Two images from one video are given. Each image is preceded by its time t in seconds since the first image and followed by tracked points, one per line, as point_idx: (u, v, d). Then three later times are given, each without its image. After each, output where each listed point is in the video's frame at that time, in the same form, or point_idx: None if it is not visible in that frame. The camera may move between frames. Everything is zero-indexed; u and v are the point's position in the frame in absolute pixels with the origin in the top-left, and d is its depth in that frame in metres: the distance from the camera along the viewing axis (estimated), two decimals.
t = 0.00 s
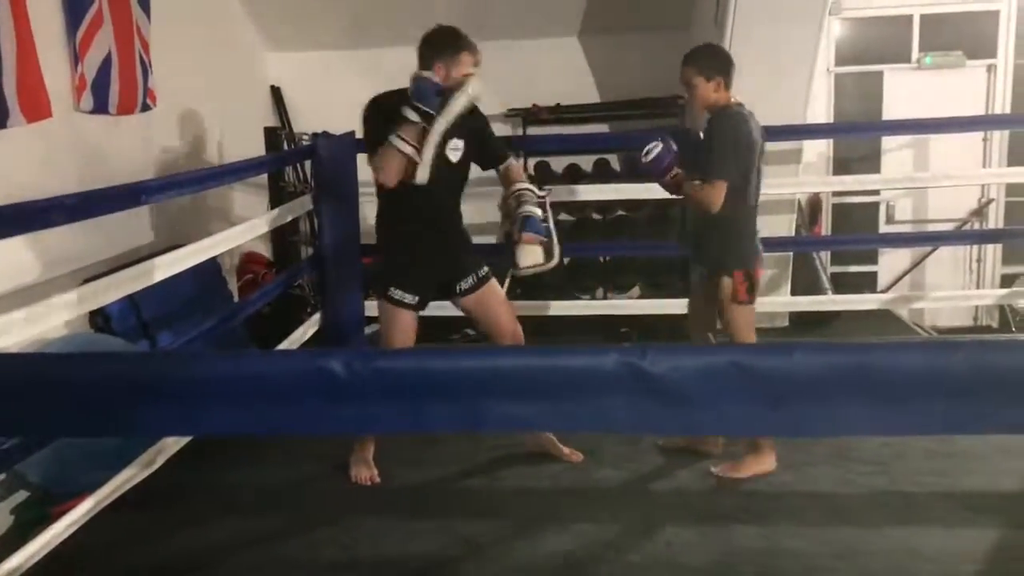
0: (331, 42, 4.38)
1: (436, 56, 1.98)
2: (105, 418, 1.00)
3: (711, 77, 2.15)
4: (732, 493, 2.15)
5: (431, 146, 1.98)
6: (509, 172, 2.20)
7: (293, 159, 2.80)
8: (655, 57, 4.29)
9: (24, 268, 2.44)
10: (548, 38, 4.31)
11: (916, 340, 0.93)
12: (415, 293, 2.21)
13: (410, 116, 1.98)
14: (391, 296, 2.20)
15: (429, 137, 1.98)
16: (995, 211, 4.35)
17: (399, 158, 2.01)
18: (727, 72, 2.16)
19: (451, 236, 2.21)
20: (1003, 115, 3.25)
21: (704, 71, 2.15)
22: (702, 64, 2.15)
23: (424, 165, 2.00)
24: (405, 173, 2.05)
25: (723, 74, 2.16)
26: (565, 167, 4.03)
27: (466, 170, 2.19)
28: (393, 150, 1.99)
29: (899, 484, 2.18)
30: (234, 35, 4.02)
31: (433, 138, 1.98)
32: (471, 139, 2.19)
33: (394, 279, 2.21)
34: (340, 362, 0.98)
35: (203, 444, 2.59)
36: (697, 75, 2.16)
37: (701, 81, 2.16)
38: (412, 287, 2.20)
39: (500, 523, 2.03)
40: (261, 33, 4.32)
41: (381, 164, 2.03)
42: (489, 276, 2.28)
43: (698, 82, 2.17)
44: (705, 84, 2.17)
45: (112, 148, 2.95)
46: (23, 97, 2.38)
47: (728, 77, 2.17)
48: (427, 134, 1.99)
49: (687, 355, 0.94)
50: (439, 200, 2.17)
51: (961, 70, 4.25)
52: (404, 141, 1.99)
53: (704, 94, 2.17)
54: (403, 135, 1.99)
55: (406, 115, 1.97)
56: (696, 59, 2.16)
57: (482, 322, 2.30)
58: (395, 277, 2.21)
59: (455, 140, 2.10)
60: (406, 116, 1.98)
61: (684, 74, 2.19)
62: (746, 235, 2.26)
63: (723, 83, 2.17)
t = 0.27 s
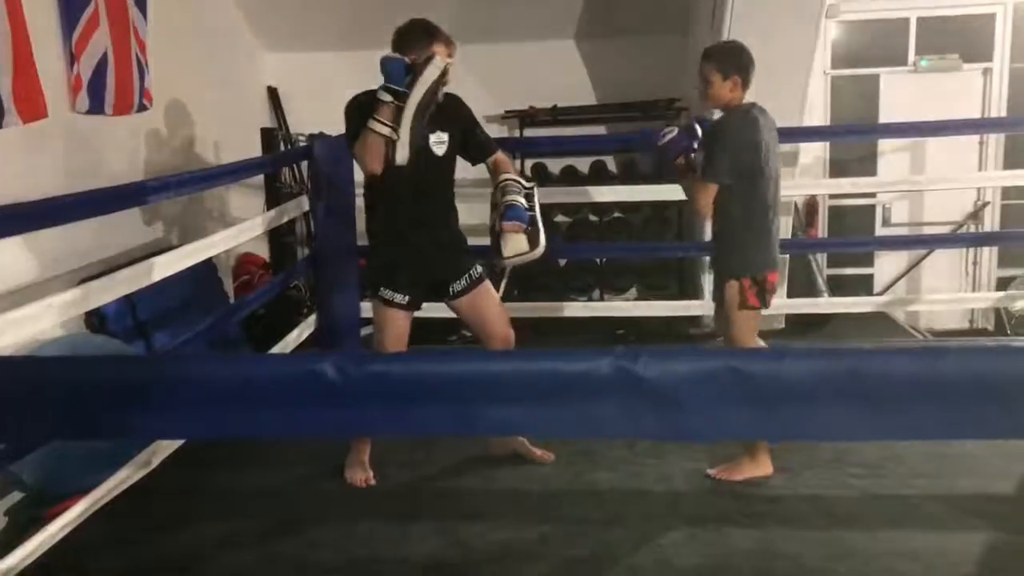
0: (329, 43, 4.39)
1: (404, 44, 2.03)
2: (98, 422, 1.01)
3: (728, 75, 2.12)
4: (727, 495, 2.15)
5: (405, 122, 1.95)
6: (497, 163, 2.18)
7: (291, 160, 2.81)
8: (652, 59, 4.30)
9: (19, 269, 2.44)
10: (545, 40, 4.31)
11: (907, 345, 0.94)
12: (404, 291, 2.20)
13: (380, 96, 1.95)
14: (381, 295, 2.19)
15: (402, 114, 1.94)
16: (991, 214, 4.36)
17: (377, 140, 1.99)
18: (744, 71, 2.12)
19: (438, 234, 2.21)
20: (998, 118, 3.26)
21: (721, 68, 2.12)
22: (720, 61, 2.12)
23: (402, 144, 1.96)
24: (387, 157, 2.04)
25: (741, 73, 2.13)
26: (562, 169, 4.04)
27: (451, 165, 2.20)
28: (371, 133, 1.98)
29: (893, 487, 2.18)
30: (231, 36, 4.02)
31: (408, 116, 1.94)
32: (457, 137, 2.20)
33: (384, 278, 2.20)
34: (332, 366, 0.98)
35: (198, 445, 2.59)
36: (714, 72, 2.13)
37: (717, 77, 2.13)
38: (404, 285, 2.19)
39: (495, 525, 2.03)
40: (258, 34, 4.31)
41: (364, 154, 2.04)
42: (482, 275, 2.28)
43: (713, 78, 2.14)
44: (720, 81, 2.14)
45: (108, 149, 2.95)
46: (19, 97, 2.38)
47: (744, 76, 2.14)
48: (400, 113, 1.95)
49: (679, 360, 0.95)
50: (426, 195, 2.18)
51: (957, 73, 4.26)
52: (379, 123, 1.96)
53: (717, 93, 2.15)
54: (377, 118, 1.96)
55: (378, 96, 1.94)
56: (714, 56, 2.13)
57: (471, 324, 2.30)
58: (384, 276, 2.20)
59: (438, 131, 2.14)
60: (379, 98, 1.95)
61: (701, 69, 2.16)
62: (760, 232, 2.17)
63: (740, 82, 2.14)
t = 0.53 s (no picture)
0: (328, 43, 4.38)
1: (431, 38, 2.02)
2: (94, 423, 1.00)
3: (740, 94, 2.11)
4: (725, 497, 2.15)
5: (446, 101, 1.97)
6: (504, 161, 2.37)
7: (291, 160, 2.81)
8: (651, 59, 4.30)
9: (18, 269, 2.44)
10: (544, 40, 4.31)
11: (903, 349, 0.94)
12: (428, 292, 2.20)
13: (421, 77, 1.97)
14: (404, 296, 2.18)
15: (442, 93, 1.96)
16: (990, 216, 4.36)
17: (419, 121, 2.00)
18: (758, 91, 2.11)
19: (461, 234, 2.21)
20: (997, 120, 3.25)
21: (733, 87, 2.11)
22: (732, 80, 2.10)
23: (443, 122, 1.98)
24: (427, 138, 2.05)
25: (753, 92, 2.12)
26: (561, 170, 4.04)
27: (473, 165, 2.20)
28: (411, 114, 1.99)
29: (892, 489, 2.18)
30: (230, 36, 4.02)
31: (448, 96, 1.96)
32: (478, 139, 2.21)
33: (410, 278, 2.18)
34: (329, 367, 0.98)
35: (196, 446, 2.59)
36: (727, 92, 2.12)
37: (729, 96, 2.12)
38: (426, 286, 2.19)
39: (493, 526, 2.03)
40: (257, 34, 4.31)
41: (404, 136, 2.05)
42: (493, 278, 2.29)
43: (725, 97, 2.13)
44: (732, 100, 2.13)
45: (108, 149, 2.95)
46: (17, 97, 2.38)
47: (757, 95, 2.13)
48: (440, 93, 1.97)
49: (676, 362, 0.95)
50: (452, 195, 2.17)
51: (956, 75, 4.26)
52: (420, 105, 1.98)
53: (731, 112, 2.14)
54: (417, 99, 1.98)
55: (418, 78, 1.96)
56: (728, 75, 2.11)
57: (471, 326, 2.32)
58: (410, 276, 2.18)
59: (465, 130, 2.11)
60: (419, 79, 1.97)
61: (715, 87, 2.13)
62: (770, 238, 2.18)
63: (752, 102, 2.13)
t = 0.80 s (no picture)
0: (331, 44, 4.39)
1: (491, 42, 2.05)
2: (96, 423, 1.00)
3: (732, 89, 2.12)
4: (728, 498, 2.15)
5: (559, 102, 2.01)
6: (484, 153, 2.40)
7: (295, 160, 2.81)
8: (654, 60, 4.30)
9: (21, 270, 2.44)
10: (547, 41, 4.31)
11: (908, 351, 0.93)
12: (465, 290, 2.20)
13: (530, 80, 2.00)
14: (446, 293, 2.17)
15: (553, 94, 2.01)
16: (993, 216, 4.35)
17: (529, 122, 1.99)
18: (749, 86, 2.13)
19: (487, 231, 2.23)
20: (1001, 120, 3.25)
21: (725, 82, 2.12)
22: (724, 76, 2.11)
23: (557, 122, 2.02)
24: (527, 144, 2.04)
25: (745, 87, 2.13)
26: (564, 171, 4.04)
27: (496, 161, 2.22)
28: (525, 115, 1.98)
29: (896, 490, 2.18)
30: (233, 37, 4.02)
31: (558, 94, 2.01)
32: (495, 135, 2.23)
33: (450, 279, 2.17)
34: (333, 369, 0.98)
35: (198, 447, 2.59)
36: (718, 85, 2.13)
37: (721, 92, 2.13)
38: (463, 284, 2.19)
39: (496, 527, 2.03)
40: (260, 35, 4.31)
41: (511, 137, 2.02)
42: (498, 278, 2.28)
43: (717, 92, 2.14)
44: (724, 94, 2.14)
45: (112, 149, 2.95)
46: (21, 97, 2.38)
47: (749, 89, 2.14)
48: (549, 97, 2.02)
49: (681, 364, 0.94)
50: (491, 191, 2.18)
51: (959, 75, 4.25)
52: (532, 106, 1.99)
53: (722, 106, 2.15)
54: (529, 100, 1.98)
55: (526, 81, 1.99)
56: (718, 71, 2.12)
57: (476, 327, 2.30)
58: (450, 276, 2.17)
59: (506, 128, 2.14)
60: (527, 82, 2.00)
61: (704, 83, 2.14)
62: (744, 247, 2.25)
63: (743, 96, 2.14)
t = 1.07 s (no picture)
0: (337, 45, 4.39)
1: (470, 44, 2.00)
2: (103, 425, 1.01)
3: (738, 87, 2.13)
4: (733, 500, 2.15)
5: (497, 119, 1.94)
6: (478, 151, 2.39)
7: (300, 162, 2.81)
8: (659, 61, 4.29)
9: (28, 271, 2.45)
10: (552, 42, 4.31)
11: (917, 355, 0.93)
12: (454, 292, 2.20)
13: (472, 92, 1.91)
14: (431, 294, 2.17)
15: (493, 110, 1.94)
16: (1000, 217, 4.34)
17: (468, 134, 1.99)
18: (756, 86, 2.14)
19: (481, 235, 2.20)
20: (1008, 121, 3.24)
21: (730, 81, 2.12)
22: (730, 74, 2.12)
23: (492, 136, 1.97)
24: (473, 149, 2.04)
25: (749, 85, 2.14)
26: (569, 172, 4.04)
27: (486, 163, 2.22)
28: (461, 126, 1.98)
29: (901, 492, 2.17)
30: (239, 38, 4.03)
31: (499, 111, 1.93)
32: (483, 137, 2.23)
33: (437, 281, 2.18)
34: (341, 371, 0.99)
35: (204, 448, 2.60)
36: (725, 84, 2.13)
37: (726, 91, 2.13)
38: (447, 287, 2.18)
39: (500, 528, 2.03)
40: (265, 36, 4.32)
41: (445, 146, 2.02)
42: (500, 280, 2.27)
43: (723, 91, 2.15)
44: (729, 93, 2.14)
45: (118, 150, 2.96)
46: (28, 98, 2.39)
47: (755, 89, 2.15)
48: (490, 108, 1.96)
49: (690, 367, 0.94)
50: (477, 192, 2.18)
51: (965, 76, 4.24)
52: (468, 117, 1.97)
53: (727, 104, 2.16)
54: (466, 111, 1.96)
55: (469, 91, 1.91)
56: (727, 69, 2.12)
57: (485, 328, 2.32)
58: (437, 279, 2.18)
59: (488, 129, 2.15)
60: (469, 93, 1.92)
61: (712, 81, 2.15)
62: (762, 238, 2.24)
63: (749, 94, 2.15)
